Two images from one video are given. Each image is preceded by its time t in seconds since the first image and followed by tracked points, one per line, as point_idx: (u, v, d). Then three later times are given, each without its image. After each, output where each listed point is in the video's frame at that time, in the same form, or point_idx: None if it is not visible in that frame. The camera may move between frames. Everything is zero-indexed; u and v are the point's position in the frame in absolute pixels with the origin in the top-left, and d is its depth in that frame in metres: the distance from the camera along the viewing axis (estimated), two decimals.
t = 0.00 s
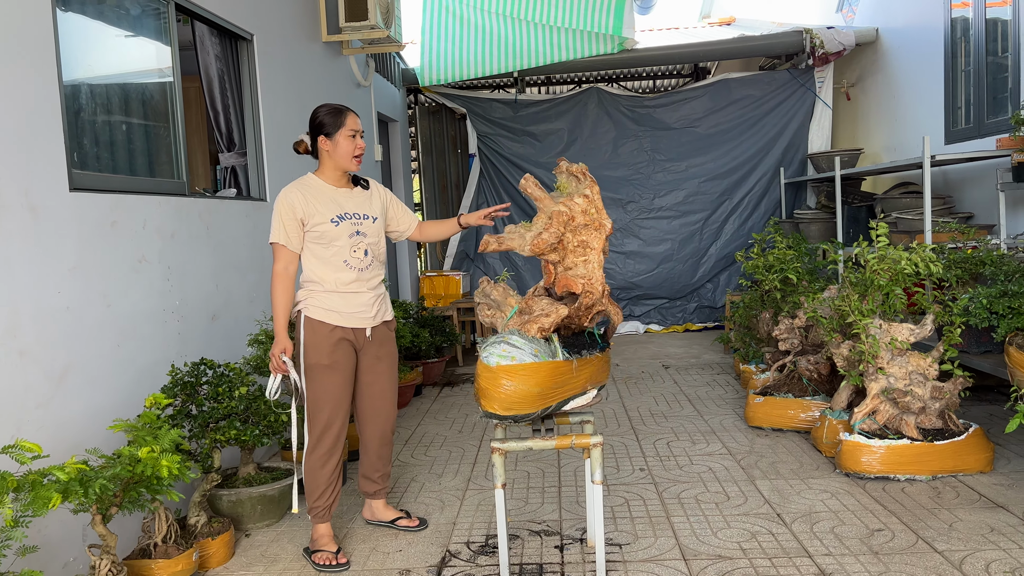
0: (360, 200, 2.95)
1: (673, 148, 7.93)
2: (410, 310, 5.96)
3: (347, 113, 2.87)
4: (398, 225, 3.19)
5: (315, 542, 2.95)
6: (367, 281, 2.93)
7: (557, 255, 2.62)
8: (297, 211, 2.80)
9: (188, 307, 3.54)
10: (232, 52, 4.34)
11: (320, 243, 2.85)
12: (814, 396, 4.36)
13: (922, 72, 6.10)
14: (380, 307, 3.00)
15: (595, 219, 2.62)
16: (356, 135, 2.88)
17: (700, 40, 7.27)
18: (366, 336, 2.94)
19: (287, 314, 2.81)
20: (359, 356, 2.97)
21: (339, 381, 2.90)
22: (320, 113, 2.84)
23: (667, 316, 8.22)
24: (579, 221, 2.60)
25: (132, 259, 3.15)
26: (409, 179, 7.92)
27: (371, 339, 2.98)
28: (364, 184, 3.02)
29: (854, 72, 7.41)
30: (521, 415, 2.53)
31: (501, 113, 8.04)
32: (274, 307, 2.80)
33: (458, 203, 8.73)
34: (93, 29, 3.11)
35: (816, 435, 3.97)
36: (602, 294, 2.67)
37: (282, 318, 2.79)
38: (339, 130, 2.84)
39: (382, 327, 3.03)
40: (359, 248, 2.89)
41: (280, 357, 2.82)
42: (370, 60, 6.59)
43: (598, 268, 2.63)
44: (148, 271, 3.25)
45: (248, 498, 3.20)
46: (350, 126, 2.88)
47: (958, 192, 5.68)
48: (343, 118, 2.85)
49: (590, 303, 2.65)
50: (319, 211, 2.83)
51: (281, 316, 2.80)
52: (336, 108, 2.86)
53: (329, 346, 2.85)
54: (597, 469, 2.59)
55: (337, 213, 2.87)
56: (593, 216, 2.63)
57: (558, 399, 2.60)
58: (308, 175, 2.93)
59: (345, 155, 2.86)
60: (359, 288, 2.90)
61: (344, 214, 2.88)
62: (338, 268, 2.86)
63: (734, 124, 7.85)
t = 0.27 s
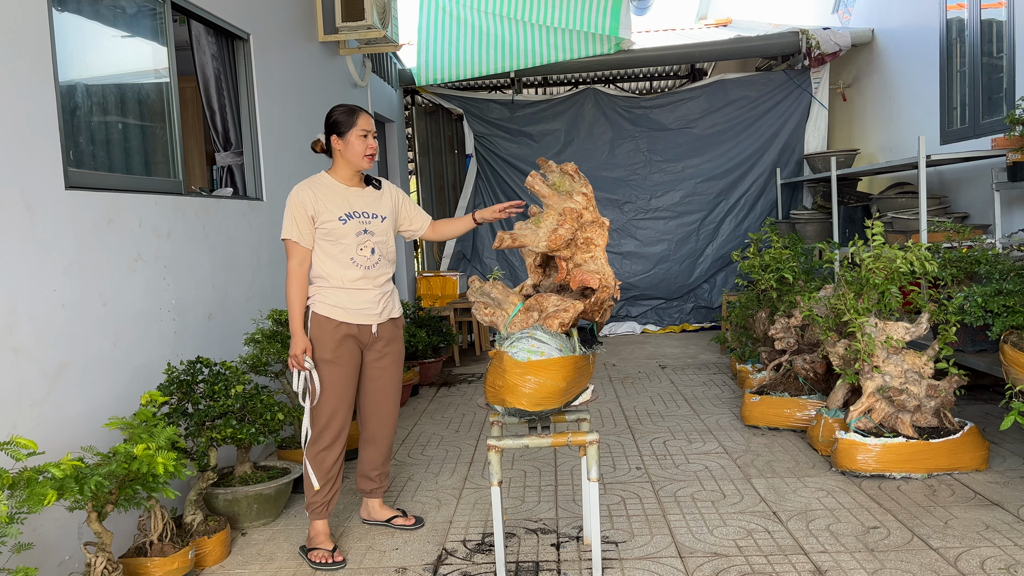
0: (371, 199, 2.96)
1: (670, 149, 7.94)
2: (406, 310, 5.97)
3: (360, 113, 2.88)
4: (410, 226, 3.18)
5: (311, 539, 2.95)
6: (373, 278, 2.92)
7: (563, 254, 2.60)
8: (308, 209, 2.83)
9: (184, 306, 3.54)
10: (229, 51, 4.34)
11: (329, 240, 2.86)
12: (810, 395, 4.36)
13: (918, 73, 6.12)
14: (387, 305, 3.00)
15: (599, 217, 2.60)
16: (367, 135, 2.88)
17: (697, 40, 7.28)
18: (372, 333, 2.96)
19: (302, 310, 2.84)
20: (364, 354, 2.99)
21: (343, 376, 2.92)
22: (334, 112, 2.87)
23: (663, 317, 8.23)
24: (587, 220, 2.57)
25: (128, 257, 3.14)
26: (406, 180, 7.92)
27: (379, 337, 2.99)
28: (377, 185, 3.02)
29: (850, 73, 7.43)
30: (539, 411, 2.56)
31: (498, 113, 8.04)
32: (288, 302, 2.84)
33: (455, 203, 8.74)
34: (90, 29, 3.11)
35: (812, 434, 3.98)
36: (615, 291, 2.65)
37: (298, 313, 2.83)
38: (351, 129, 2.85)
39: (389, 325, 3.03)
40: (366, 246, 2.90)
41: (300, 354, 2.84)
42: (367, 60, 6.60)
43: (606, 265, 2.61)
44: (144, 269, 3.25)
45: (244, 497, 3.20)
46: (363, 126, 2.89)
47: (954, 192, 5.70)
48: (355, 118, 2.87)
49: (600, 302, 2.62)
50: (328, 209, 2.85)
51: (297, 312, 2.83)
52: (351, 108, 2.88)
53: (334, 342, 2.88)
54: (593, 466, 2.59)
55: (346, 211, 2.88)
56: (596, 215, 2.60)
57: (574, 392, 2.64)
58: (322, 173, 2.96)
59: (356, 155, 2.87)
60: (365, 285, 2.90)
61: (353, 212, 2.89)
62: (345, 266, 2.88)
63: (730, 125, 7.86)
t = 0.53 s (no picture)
0: (376, 200, 2.96)
1: (666, 150, 7.95)
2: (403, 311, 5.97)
3: (360, 115, 2.86)
4: (416, 229, 3.18)
5: (307, 538, 2.94)
6: (374, 278, 2.92)
7: (574, 252, 2.66)
8: (313, 206, 2.84)
9: (180, 306, 3.53)
10: (225, 51, 4.34)
11: (332, 238, 2.87)
12: (806, 395, 4.38)
13: (913, 75, 6.14)
14: (388, 304, 3.00)
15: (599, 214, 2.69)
16: (362, 139, 2.86)
17: (693, 41, 7.29)
18: (372, 332, 2.96)
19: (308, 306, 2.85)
20: (365, 353, 3.00)
21: (343, 374, 2.92)
22: (340, 112, 2.88)
23: (660, 317, 8.24)
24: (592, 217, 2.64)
25: (123, 257, 3.14)
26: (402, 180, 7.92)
27: (380, 337, 2.99)
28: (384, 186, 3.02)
29: (845, 74, 7.45)
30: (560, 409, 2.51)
31: (495, 114, 8.05)
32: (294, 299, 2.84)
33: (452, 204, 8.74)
34: (85, 29, 3.10)
35: (808, 434, 3.98)
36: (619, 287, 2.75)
37: (306, 310, 2.83)
38: (347, 132, 2.84)
39: (391, 324, 3.04)
40: (368, 246, 2.90)
41: (309, 349, 2.82)
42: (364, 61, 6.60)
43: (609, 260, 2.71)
44: (140, 269, 3.24)
45: (240, 497, 3.19)
46: (364, 129, 2.87)
47: (949, 193, 5.72)
48: (352, 121, 2.85)
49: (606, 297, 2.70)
50: (333, 208, 2.86)
51: (303, 309, 2.83)
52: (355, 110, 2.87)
53: (335, 340, 2.88)
54: (590, 465, 2.59)
55: (350, 210, 2.88)
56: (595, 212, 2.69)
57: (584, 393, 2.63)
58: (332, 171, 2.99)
59: (352, 157, 2.86)
60: (366, 285, 2.90)
61: (357, 212, 2.90)
62: (347, 264, 2.88)
63: (726, 126, 7.88)
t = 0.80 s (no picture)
0: (375, 200, 2.96)
1: (662, 150, 7.96)
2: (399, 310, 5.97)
3: (358, 115, 2.86)
4: (413, 231, 3.18)
5: (305, 534, 2.94)
6: (373, 277, 2.92)
7: (584, 247, 2.77)
8: (314, 206, 2.84)
9: (176, 304, 3.53)
10: (221, 50, 4.33)
11: (332, 237, 2.87)
12: (802, 393, 4.39)
13: (908, 75, 6.16)
14: (386, 302, 3.00)
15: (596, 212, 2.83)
16: (360, 138, 2.85)
17: (689, 42, 7.30)
18: (370, 331, 2.96)
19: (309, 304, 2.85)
20: (363, 351, 3.00)
21: (341, 371, 2.92)
22: (339, 111, 2.88)
23: (656, 317, 8.24)
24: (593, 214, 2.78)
25: (119, 255, 3.13)
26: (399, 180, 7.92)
27: (378, 335, 3.00)
28: (384, 185, 3.02)
29: (840, 75, 7.46)
30: (582, 403, 2.54)
31: (491, 114, 8.05)
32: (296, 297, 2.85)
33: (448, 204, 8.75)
34: (81, 29, 3.10)
35: (803, 432, 3.99)
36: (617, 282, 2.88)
37: (307, 307, 2.84)
38: (345, 132, 2.84)
39: (390, 322, 3.04)
40: (367, 245, 2.90)
41: (310, 346, 2.83)
42: (360, 61, 6.60)
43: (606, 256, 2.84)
44: (137, 267, 3.24)
45: (236, 495, 3.19)
46: (362, 128, 2.87)
47: (944, 193, 5.73)
48: (351, 120, 2.85)
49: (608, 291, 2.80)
50: (333, 207, 2.86)
51: (304, 307, 2.84)
52: (353, 110, 2.88)
53: (334, 338, 2.88)
54: (586, 462, 2.60)
55: (350, 209, 2.88)
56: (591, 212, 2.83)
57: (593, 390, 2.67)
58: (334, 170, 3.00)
59: (351, 157, 2.86)
60: (364, 283, 2.90)
61: (357, 211, 2.90)
62: (346, 263, 2.88)
63: (722, 126, 7.90)
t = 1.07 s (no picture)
0: (371, 198, 2.97)
1: (658, 150, 7.97)
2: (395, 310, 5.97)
3: (359, 113, 2.87)
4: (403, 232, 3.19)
5: (301, 532, 2.93)
6: (368, 275, 2.92)
7: (587, 243, 2.86)
8: (311, 204, 2.83)
9: (171, 302, 3.52)
10: (217, 48, 4.32)
11: (329, 234, 2.87)
12: (797, 392, 4.40)
13: (903, 76, 6.17)
14: (381, 300, 3.00)
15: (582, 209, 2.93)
16: (363, 135, 2.87)
17: (685, 42, 7.31)
18: (365, 328, 2.96)
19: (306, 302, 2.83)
20: (359, 348, 3.00)
21: (338, 368, 2.92)
22: (338, 109, 2.89)
23: (651, 317, 8.25)
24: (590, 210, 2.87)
25: (114, 252, 3.13)
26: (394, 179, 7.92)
27: (373, 332, 3.00)
28: (379, 183, 3.04)
29: (836, 75, 7.48)
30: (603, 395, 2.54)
31: (487, 114, 8.05)
32: (293, 293, 2.83)
33: (444, 204, 8.75)
34: (77, 27, 3.09)
35: (798, 431, 4.00)
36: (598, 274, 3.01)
37: (305, 305, 2.82)
38: (347, 130, 2.85)
39: (385, 319, 3.04)
40: (363, 242, 2.91)
41: (310, 345, 2.82)
42: (356, 60, 6.59)
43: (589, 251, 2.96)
44: (132, 264, 3.23)
45: (232, 493, 3.18)
46: (362, 125, 2.89)
47: (938, 193, 5.75)
48: (352, 118, 2.86)
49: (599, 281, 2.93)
50: (330, 204, 2.86)
51: (303, 304, 2.82)
52: (353, 107, 2.89)
53: (331, 335, 2.87)
54: (582, 459, 2.61)
55: (346, 207, 2.89)
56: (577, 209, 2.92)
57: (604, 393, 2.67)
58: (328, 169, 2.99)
59: (353, 154, 2.87)
60: (360, 281, 2.90)
61: (353, 208, 2.90)
62: (342, 261, 2.88)
63: (717, 127, 7.91)
